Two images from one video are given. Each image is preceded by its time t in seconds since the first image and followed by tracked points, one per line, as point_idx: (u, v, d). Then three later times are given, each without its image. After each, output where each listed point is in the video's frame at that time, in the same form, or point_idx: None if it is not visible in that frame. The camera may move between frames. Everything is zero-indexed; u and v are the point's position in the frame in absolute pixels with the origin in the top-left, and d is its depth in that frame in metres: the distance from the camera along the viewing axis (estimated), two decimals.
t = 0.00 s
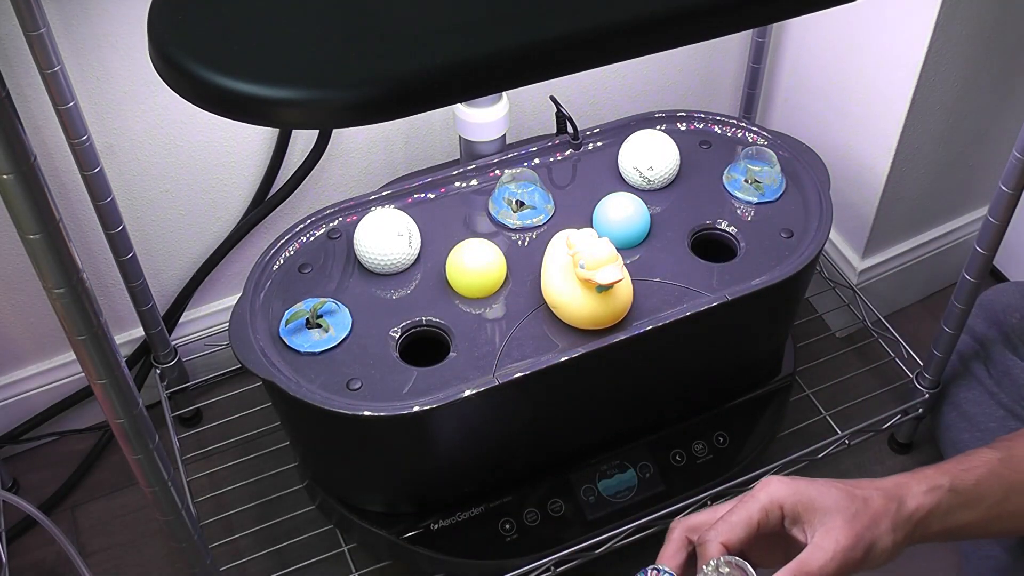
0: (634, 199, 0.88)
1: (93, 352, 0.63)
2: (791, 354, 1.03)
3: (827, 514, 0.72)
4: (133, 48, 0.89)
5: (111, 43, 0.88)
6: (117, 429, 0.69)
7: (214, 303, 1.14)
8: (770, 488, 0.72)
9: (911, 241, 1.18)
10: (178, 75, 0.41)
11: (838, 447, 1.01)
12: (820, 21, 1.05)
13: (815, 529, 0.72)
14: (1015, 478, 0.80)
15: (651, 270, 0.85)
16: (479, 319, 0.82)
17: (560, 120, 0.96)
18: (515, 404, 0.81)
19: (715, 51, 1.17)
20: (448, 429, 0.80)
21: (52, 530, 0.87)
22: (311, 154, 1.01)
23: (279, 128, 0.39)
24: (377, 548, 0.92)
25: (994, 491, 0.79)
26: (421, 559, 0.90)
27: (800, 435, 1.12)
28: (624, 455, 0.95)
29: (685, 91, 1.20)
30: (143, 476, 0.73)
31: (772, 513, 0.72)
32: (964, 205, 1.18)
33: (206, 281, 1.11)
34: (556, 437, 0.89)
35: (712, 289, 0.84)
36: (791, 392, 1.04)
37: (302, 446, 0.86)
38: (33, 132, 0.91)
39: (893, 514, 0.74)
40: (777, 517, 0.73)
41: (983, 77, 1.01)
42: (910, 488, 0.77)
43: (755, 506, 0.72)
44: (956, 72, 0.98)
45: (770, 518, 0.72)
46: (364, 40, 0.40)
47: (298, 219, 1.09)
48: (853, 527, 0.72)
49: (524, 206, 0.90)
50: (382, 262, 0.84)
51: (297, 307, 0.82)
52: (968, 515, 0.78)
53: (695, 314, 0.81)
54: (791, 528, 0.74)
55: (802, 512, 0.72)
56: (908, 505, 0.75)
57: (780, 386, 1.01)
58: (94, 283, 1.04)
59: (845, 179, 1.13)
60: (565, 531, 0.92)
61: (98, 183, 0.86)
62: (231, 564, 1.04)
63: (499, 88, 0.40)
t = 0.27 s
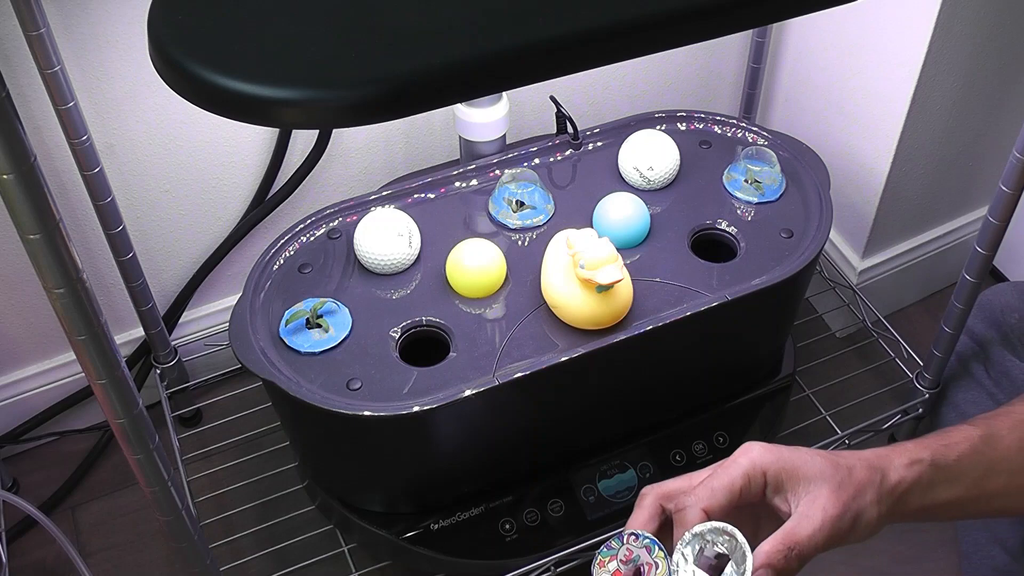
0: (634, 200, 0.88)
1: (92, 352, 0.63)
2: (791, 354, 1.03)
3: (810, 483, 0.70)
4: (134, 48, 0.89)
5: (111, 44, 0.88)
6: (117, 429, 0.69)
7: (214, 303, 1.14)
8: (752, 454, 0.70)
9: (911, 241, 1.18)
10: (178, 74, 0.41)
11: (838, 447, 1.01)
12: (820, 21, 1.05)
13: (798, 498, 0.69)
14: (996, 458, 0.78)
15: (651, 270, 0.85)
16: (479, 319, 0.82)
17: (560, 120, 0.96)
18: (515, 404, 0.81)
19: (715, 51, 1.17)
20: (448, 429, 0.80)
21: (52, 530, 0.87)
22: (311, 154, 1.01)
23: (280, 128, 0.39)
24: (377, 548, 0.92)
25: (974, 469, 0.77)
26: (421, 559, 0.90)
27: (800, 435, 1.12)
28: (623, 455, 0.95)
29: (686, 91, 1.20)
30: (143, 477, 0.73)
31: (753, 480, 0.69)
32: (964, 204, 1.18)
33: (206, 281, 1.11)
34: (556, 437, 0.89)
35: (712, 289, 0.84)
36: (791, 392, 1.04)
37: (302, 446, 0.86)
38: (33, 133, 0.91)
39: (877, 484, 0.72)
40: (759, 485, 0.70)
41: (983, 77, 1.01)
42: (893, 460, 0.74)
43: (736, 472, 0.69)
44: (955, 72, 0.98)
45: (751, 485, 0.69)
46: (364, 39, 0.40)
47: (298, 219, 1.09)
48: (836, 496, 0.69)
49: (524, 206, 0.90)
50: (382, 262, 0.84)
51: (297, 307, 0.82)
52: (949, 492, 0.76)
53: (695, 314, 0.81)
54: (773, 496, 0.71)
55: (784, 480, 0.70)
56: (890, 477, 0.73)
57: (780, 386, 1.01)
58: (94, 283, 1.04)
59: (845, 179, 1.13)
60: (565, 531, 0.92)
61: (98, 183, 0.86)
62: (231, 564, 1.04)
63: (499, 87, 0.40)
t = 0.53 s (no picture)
0: (634, 200, 0.88)
1: (93, 352, 0.63)
2: (791, 354, 1.03)
3: (816, 452, 0.69)
4: (134, 48, 0.89)
5: (111, 44, 0.88)
6: (117, 429, 0.69)
7: (214, 303, 1.14)
8: (757, 420, 0.68)
9: (911, 241, 1.18)
10: (179, 75, 0.41)
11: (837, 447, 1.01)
12: (820, 21, 1.05)
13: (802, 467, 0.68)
14: (996, 442, 0.78)
15: (651, 270, 0.85)
16: (479, 319, 0.82)
17: (560, 120, 0.96)
18: (515, 404, 0.81)
19: (715, 51, 1.17)
20: (448, 429, 0.80)
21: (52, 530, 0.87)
22: (311, 154, 1.01)
23: (280, 127, 0.39)
24: (377, 548, 0.92)
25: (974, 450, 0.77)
26: (421, 559, 0.90)
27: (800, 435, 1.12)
28: (624, 455, 0.95)
29: (686, 91, 1.20)
30: (143, 477, 0.73)
31: (758, 448, 0.68)
32: (964, 204, 1.18)
33: (206, 281, 1.11)
34: (557, 437, 0.89)
35: (712, 289, 0.84)
36: (791, 392, 1.04)
37: (302, 447, 0.86)
38: (33, 133, 0.91)
39: (882, 458, 0.71)
40: (764, 452, 0.69)
41: (983, 77, 1.01)
42: (895, 436, 0.73)
43: (742, 438, 0.67)
44: (955, 72, 0.98)
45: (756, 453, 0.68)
46: (364, 39, 0.40)
47: (298, 219, 1.09)
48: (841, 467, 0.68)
49: (524, 206, 0.90)
50: (382, 262, 0.84)
51: (297, 307, 0.82)
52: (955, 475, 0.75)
53: (695, 314, 0.81)
54: (777, 465, 0.70)
55: (789, 448, 0.68)
56: (895, 453, 0.72)
57: (780, 386, 1.01)
58: (94, 283, 1.04)
59: (845, 179, 1.13)
60: (565, 531, 0.92)
61: (98, 183, 0.86)
62: (231, 564, 1.04)
63: (500, 87, 0.40)
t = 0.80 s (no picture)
0: (634, 199, 0.88)
1: (92, 352, 0.63)
2: (791, 354, 1.03)
3: (824, 405, 0.57)
4: (134, 48, 0.89)
5: (111, 44, 0.88)
6: (117, 429, 0.69)
7: (214, 303, 1.14)
8: (756, 380, 0.58)
9: (911, 241, 1.18)
10: (180, 75, 0.41)
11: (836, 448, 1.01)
12: (820, 21, 1.05)
13: (812, 423, 0.56)
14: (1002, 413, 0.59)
15: (651, 270, 0.85)
16: (479, 319, 0.82)
17: (560, 120, 0.96)
18: (514, 404, 0.81)
19: (715, 51, 1.17)
20: (448, 429, 0.80)
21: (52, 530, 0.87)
22: (311, 154, 1.01)
23: (282, 128, 0.39)
24: (377, 548, 0.92)
25: (1000, 417, 0.58)
26: (421, 559, 0.90)
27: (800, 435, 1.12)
28: (623, 456, 0.95)
29: (686, 91, 1.20)
30: (143, 477, 0.73)
31: (765, 407, 0.57)
32: (964, 204, 1.18)
33: (206, 281, 1.11)
34: (556, 437, 0.89)
35: (712, 289, 0.84)
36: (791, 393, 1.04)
37: (302, 447, 0.86)
38: (33, 133, 0.91)
39: (889, 411, 0.58)
40: (772, 413, 0.57)
41: (983, 77, 1.01)
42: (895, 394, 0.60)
43: (746, 399, 0.56)
44: (955, 72, 0.98)
45: (763, 414, 0.56)
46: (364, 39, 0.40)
47: (298, 219, 1.09)
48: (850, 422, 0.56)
49: (524, 206, 0.90)
50: (382, 262, 0.84)
51: (297, 307, 0.82)
52: (952, 442, 0.56)
53: (695, 315, 0.81)
54: (789, 432, 0.57)
55: (796, 407, 0.58)
56: (901, 406, 0.58)
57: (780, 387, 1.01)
58: (94, 283, 1.04)
59: (845, 178, 1.13)
60: (565, 531, 0.92)
61: (98, 183, 0.86)
62: (231, 564, 1.04)
63: (501, 88, 0.40)
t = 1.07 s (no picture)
0: (634, 199, 0.88)
1: (92, 352, 0.63)
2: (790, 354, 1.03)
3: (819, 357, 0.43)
4: (133, 48, 0.89)
5: (111, 44, 0.88)
6: (117, 429, 0.69)
7: (214, 303, 1.14)
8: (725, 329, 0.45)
9: (911, 241, 1.18)
10: (181, 75, 0.41)
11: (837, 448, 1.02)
12: (820, 20, 1.05)
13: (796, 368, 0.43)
14: None
15: (651, 270, 0.85)
16: (479, 319, 0.82)
17: (560, 120, 0.96)
18: (514, 404, 0.81)
19: (716, 51, 1.17)
20: (448, 429, 0.80)
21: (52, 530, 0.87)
22: (311, 154, 1.01)
23: (282, 127, 0.39)
24: (377, 548, 0.92)
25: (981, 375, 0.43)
26: (421, 559, 0.90)
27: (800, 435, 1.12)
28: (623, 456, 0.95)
29: (686, 90, 1.20)
30: (143, 477, 0.73)
31: (743, 357, 0.43)
32: (964, 204, 1.18)
33: (206, 281, 1.11)
34: (556, 437, 0.89)
35: (712, 289, 0.84)
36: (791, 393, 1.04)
37: (302, 448, 0.86)
38: (33, 133, 0.91)
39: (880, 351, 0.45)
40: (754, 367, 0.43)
41: (983, 77, 1.01)
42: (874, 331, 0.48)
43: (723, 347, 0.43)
44: (955, 72, 0.98)
45: (744, 365, 0.43)
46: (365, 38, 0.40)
47: (298, 219, 1.09)
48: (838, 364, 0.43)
49: (524, 206, 0.90)
50: (382, 262, 0.84)
51: (297, 307, 0.82)
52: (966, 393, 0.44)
53: (695, 315, 0.81)
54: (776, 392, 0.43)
55: (780, 356, 0.43)
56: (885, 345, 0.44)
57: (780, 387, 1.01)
58: (94, 283, 1.04)
59: (845, 178, 1.13)
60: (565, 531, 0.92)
61: (98, 182, 0.86)
62: (231, 564, 1.04)
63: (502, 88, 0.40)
